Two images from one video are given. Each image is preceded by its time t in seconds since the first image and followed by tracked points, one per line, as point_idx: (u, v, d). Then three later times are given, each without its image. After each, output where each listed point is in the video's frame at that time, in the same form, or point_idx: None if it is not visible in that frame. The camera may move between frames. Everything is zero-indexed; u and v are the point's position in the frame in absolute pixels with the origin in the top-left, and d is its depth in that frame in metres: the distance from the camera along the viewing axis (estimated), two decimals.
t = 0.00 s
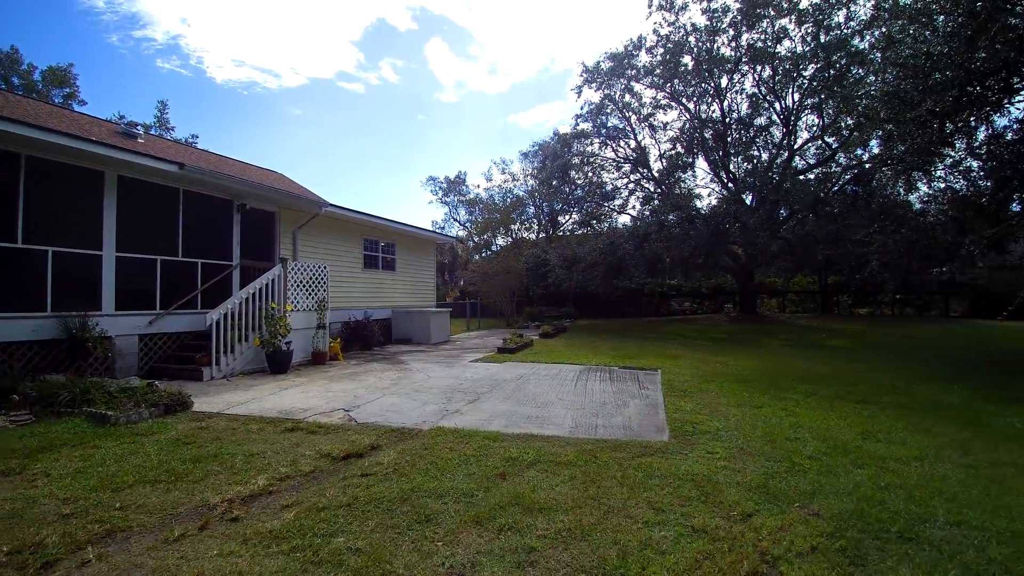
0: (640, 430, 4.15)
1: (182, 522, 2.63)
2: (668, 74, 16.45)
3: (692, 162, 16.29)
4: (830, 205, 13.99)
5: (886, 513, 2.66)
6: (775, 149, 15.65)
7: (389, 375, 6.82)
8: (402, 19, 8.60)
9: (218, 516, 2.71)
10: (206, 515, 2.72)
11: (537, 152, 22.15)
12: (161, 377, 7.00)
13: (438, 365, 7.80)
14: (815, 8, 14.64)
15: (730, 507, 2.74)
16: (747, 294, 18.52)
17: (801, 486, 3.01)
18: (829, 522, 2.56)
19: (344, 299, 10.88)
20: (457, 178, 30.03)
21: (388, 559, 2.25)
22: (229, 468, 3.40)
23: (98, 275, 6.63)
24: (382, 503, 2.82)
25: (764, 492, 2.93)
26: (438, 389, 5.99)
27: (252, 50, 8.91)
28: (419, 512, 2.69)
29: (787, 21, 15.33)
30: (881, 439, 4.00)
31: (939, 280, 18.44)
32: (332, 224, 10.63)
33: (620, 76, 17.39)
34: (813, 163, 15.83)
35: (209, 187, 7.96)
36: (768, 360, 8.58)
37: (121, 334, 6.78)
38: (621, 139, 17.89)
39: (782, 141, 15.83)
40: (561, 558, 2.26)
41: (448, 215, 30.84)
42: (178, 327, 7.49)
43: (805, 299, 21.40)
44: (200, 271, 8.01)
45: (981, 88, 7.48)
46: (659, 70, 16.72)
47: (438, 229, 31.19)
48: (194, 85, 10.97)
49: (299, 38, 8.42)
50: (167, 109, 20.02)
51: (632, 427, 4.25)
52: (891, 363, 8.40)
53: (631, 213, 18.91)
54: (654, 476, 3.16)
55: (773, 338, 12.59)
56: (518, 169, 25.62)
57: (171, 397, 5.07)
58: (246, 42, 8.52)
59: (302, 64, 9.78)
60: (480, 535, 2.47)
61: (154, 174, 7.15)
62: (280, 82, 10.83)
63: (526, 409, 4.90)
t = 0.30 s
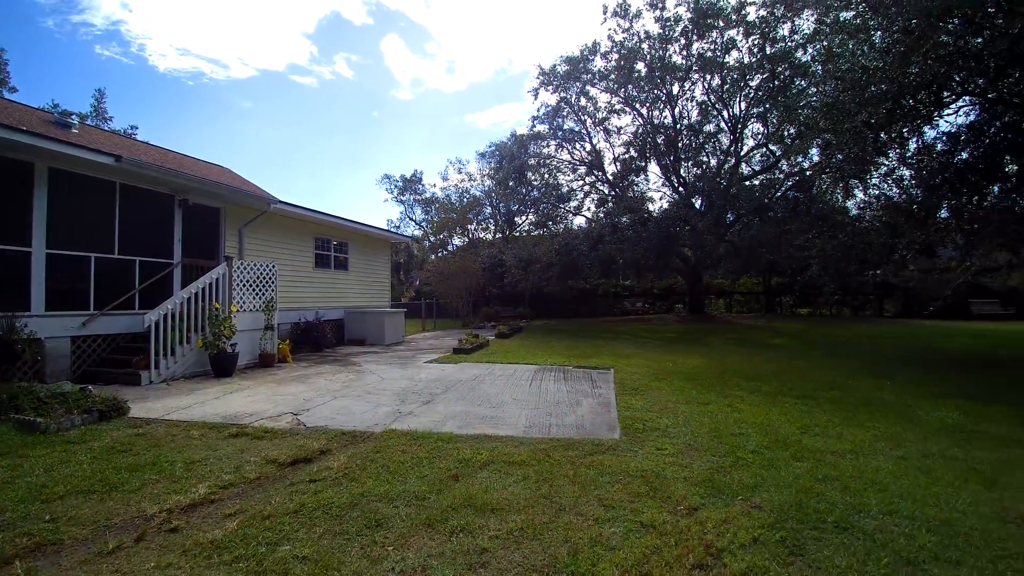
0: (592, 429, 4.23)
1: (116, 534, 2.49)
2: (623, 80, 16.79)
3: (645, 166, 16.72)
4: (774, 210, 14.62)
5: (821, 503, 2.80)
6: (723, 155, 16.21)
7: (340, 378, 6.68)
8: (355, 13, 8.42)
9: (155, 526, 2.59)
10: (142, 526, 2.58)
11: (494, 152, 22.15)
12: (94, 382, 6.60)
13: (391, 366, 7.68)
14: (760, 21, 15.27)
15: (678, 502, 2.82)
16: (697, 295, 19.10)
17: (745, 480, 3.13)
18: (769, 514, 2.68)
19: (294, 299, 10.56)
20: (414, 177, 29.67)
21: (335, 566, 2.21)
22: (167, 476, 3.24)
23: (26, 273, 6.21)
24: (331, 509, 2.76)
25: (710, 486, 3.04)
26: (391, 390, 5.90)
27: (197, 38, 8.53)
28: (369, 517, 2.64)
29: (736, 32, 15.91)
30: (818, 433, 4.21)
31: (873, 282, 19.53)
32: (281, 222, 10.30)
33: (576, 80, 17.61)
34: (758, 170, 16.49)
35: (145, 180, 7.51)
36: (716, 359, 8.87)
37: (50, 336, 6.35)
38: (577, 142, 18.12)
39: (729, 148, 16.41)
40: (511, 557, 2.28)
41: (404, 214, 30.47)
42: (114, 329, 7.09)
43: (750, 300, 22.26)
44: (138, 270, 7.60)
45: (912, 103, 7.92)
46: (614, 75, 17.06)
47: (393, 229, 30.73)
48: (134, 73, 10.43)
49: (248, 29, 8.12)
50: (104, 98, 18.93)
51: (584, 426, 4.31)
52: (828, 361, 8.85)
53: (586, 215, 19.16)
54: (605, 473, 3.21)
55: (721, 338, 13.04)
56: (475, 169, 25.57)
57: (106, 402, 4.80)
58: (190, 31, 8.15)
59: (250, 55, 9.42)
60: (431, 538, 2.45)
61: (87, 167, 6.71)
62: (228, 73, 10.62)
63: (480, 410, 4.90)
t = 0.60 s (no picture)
0: (540, 428, 4.27)
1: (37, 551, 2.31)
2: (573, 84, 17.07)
3: (594, 169, 17.04)
4: (715, 215, 15.23)
5: (757, 495, 2.94)
6: (668, 161, 16.73)
7: (283, 381, 6.46)
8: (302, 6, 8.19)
9: (81, 540, 2.43)
10: (65, 541, 2.41)
11: (445, 151, 21.98)
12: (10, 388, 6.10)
13: (337, 369, 7.50)
14: (704, 32, 15.86)
15: (622, 498, 2.89)
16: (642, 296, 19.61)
17: (685, 474, 3.25)
18: (707, 507, 2.79)
19: (233, 299, 10.13)
20: (362, 174, 29.05)
21: None
22: (93, 487, 3.03)
23: None
24: (272, 517, 2.67)
25: (652, 481, 3.13)
26: (337, 392, 5.76)
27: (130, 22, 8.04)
28: (312, 525, 2.57)
29: (680, 43, 16.48)
30: (753, 427, 4.42)
31: (805, 284, 20.66)
32: (219, 218, 9.86)
33: (527, 82, 17.74)
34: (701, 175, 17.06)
35: (69, 173, 6.84)
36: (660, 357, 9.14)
37: None
38: (528, 143, 18.25)
39: (674, 154, 16.89)
40: (456, 560, 2.27)
41: (352, 212, 29.78)
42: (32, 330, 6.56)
43: (693, 300, 23.08)
44: (61, 267, 7.07)
45: (842, 116, 8.41)
46: (564, 79, 17.30)
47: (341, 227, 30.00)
48: (59, 56, 9.66)
49: (188, 16, 7.73)
50: (22, 81, 17.53)
51: (532, 425, 4.35)
52: (763, 358, 9.29)
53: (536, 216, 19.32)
54: (552, 472, 3.25)
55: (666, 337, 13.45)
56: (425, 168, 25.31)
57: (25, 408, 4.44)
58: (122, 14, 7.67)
59: (188, 42, 8.93)
60: (377, 544, 2.41)
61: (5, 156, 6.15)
62: (164, 61, 10.03)
63: (428, 411, 4.86)
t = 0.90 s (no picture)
0: (490, 428, 4.27)
1: None
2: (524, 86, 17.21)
3: (544, 171, 17.21)
4: (661, 218, 15.72)
5: (697, 489, 3.05)
6: (616, 165, 17.09)
7: (221, 385, 6.18)
8: None
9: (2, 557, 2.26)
10: None
11: (395, 149, 21.62)
12: None
13: (280, 371, 7.24)
14: (651, 40, 16.32)
15: (568, 495, 2.93)
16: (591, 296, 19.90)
17: (630, 470, 3.33)
18: (650, 502, 2.87)
19: (168, 299, 9.62)
20: (308, 170, 28.20)
21: None
22: (14, 501, 2.81)
23: None
24: (210, 526, 2.56)
25: (598, 479, 3.19)
26: (281, 396, 5.57)
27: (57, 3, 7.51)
28: (252, 534, 2.48)
29: (629, 50, 16.88)
30: (694, 423, 4.59)
31: (744, 285, 21.60)
32: (152, 214, 9.34)
33: (479, 82, 17.72)
34: (647, 180, 17.08)
35: None
36: (608, 357, 9.33)
37: None
38: (480, 143, 18.22)
39: (622, 158, 17.25)
40: (401, 563, 2.25)
41: (297, 209, 28.87)
42: None
43: (639, 301, 23.70)
44: None
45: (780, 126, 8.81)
46: (516, 80, 17.40)
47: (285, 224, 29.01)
48: None
49: None
50: None
51: (482, 426, 4.35)
52: (705, 356, 9.63)
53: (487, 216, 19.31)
54: (500, 472, 3.26)
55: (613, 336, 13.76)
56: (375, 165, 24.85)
57: None
58: None
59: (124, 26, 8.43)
60: (320, 551, 2.35)
61: None
62: (95, 45, 9.39)
63: (374, 414, 4.77)
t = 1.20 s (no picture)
0: (439, 429, 4.26)
1: None
2: (477, 86, 17.20)
3: (497, 171, 17.25)
4: (610, 220, 16.06)
5: (640, 483, 3.15)
6: (567, 167, 17.30)
7: (156, 389, 5.88)
8: None
9: None
10: None
11: (343, 144, 21.10)
12: None
13: (219, 374, 6.94)
14: (602, 46, 16.63)
15: (515, 493, 2.96)
16: (542, 296, 20.06)
17: (576, 467, 3.40)
18: (595, 497, 2.94)
19: (97, 299, 9.05)
20: (251, 164, 27.12)
21: None
22: None
23: None
24: (140, 537, 2.44)
25: (545, 476, 3.23)
26: (222, 400, 5.35)
27: None
28: (187, 543, 2.38)
29: (580, 54, 17.15)
30: (639, 419, 4.73)
31: (688, 286, 22.37)
32: (80, 208, 8.77)
33: (431, 80, 17.57)
34: (597, 182, 17.16)
35: None
36: (558, 356, 9.45)
37: None
38: (432, 141, 18.06)
39: (573, 160, 17.45)
40: (346, 568, 2.21)
41: (239, 204, 27.73)
42: None
43: (588, 301, 24.12)
44: None
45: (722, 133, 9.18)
46: (469, 79, 17.37)
47: (226, 220, 27.79)
48: None
49: None
50: None
51: (431, 427, 4.33)
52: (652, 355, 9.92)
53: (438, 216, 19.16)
54: (448, 473, 3.25)
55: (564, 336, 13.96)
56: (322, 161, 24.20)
57: None
58: None
59: (50, 7, 7.88)
60: (260, 560, 2.28)
61: None
62: (18, 26, 8.73)
63: (320, 417, 4.66)
